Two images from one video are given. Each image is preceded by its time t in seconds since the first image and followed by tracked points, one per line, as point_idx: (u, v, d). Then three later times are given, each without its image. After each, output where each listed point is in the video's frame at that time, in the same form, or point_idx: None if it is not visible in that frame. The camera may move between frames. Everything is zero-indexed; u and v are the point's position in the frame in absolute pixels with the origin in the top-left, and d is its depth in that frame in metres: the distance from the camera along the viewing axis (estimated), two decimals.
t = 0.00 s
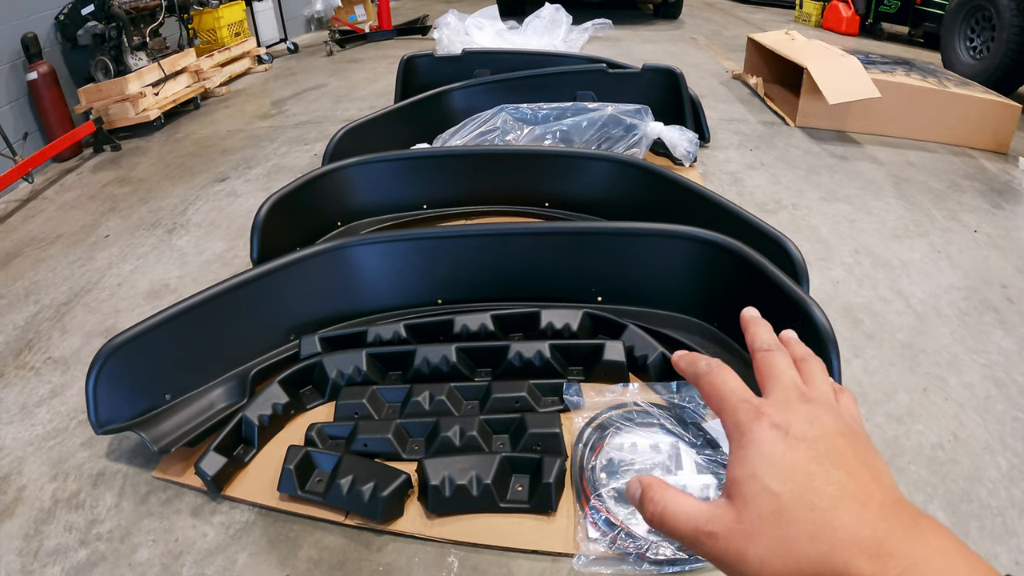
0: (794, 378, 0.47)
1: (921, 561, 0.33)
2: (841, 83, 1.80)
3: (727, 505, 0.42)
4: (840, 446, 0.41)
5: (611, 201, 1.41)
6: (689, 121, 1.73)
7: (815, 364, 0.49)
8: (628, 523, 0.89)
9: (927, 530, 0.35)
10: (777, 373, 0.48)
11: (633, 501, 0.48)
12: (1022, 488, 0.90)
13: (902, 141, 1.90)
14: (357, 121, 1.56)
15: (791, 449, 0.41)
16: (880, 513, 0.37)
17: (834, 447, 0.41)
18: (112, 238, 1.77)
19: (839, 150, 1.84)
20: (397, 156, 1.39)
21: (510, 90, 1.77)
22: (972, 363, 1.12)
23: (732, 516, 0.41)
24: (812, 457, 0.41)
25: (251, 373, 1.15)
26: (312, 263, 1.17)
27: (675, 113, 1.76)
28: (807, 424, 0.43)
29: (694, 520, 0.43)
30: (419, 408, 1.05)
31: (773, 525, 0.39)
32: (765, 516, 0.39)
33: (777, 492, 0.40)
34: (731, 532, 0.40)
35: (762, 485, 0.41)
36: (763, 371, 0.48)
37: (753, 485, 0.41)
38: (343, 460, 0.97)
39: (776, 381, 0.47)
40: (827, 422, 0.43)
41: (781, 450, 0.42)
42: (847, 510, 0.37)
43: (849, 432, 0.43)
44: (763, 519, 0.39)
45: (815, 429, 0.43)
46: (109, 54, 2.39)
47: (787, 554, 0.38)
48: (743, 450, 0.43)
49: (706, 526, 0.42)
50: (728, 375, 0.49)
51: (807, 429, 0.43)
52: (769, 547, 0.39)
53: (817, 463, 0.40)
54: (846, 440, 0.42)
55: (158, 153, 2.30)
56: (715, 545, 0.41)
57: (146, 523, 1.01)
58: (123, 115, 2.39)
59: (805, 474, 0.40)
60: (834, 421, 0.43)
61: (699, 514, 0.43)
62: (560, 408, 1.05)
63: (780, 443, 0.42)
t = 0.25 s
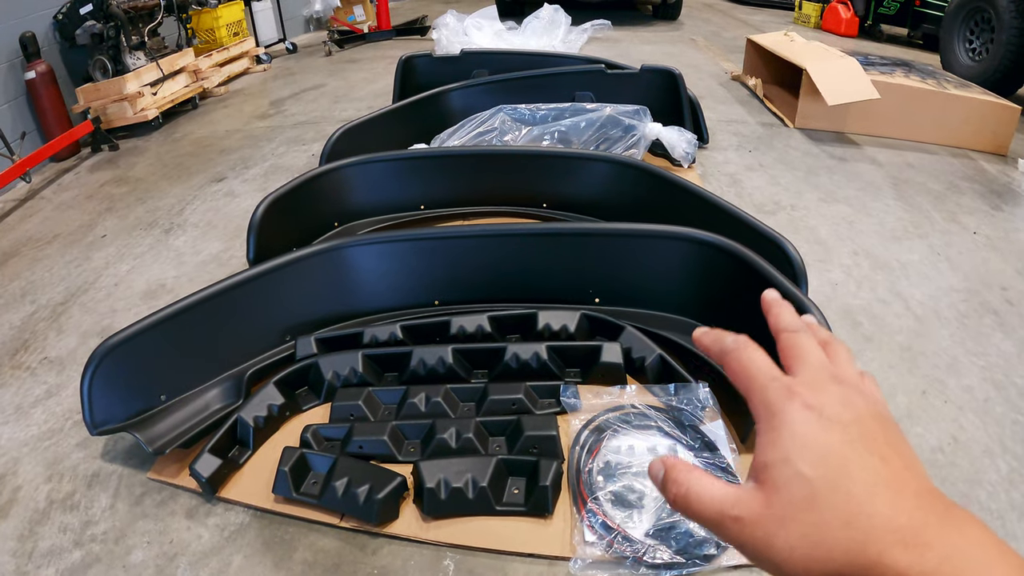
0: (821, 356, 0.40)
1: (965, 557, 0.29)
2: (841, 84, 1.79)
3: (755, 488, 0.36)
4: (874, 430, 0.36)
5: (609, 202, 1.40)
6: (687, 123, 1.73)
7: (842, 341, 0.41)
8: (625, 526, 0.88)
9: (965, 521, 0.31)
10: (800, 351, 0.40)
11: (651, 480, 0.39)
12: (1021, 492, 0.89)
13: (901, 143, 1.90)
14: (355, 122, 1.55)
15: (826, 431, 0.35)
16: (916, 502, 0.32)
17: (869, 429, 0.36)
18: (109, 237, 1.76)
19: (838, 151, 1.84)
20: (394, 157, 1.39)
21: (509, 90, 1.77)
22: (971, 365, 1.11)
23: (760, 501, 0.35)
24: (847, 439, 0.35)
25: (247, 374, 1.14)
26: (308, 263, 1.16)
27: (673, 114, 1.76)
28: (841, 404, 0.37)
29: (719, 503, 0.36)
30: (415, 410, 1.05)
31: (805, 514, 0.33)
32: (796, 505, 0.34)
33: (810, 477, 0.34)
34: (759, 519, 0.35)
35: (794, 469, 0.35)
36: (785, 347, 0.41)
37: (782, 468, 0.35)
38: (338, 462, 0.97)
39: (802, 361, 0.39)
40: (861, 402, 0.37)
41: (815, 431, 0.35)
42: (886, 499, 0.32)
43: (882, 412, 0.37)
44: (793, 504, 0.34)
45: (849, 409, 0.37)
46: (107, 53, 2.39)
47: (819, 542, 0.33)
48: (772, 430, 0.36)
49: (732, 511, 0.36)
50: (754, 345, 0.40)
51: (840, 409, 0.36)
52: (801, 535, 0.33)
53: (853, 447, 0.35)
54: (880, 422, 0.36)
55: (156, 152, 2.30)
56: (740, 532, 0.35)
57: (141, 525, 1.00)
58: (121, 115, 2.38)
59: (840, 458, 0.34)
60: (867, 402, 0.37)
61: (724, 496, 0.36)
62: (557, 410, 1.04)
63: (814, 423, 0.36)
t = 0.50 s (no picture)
0: (926, 278, 0.30)
1: None
2: (841, 86, 1.79)
3: (831, 438, 0.30)
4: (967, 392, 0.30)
5: (610, 203, 1.40)
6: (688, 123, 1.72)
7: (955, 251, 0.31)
8: (626, 530, 0.87)
9: None
10: (899, 266, 0.31)
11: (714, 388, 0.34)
12: None
13: (901, 145, 1.90)
14: (354, 123, 1.56)
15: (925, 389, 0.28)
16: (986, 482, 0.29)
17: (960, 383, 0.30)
18: (107, 238, 1.75)
19: (838, 153, 1.83)
20: (394, 157, 1.39)
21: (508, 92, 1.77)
22: (973, 368, 1.10)
23: (834, 455, 0.30)
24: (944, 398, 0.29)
25: (246, 376, 1.13)
26: (307, 264, 1.16)
27: (674, 116, 1.76)
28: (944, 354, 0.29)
29: (783, 443, 0.30)
30: (415, 412, 1.04)
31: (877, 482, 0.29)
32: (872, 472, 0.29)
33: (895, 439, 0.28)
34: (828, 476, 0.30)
35: (878, 430, 0.29)
36: (876, 260, 0.31)
37: (865, 424, 0.29)
38: (338, 465, 0.97)
39: (903, 281, 0.30)
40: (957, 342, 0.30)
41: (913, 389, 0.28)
42: (961, 480, 0.28)
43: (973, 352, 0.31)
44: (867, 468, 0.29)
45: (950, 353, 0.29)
46: (106, 53, 2.38)
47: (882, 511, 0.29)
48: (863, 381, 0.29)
49: (799, 460, 0.30)
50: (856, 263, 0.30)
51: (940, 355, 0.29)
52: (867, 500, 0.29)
53: (946, 409, 0.29)
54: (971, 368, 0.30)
55: (154, 153, 2.29)
56: (803, 483, 0.30)
57: (138, 527, 0.99)
58: (119, 115, 2.38)
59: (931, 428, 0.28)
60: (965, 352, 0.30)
61: (791, 436, 0.30)
62: (558, 412, 1.04)
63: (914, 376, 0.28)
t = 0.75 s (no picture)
0: (825, 403, 0.39)
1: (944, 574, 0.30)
2: (839, 89, 1.80)
3: (760, 518, 0.36)
4: (873, 463, 0.36)
5: (607, 206, 1.41)
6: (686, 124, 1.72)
7: (845, 380, 0.41)
8: (622, 530, 0.88)
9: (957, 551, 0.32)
10: (803, 393, 0.40)
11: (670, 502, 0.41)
12: (1016, 497, 0.88)
13: (898, 147, 1.90)
14: (353, 125, 1.57)
15: (828, 466, 0.35)
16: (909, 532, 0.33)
17: (866, 460, 0.36)
18: (107, 239, 1.76)
19: (835, 156, 1.84)
20: (392, 160, 1.40)
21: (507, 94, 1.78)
22: (967, 369, 1.09)
23: (764, 530, 0.36)
24: (846, 471, 0.35)
25: (246, 377, 1.14)
26: (306, 266, 1.17)
27: (672, 118, 1.76)
28: (841, 441, 0.37)
29: (725, 531, 0.38)
30: (413, 414, 1.05)
31: (804, 541, 0.34)
32: (797, 533, 0.34)
33: (809, 506, 0.35)
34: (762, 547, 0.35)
35: (795, 503, 0.35)
36: (785, 391, 0.40)
37: (784, 502, 0.36)
38: (336, 465, 0.97)
39: (803, 401, 0.39)
40: (860, 435, 0.38)
41: (816, 466, 0.36)
42: (879, 528, 0.33)
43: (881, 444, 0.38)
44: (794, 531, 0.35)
45: (849, 443, 0.37)
46: (105, 54, 2.39)
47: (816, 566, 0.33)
48: (777, 464, 0.36)
49: (738, 537, 0.37)
50: (764, 388, 0.40)
51: (839, 443, 0.37)
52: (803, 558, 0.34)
53: (851, 479, 0.35)
54: (878, 451, 0.37)
55: (154, 154, 2.30)
56: (744, 557, 0.36)
57: (139, 527, 1.00)
58: (119, 116, 2.39)
59: (838, 491, 0.34)
60: (867, 439, 0.37)
61: (731, 525, 0.37)
62: (554, 414, 1.05)
63: (817, 459, 0.36)
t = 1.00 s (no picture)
0: (804, 437, 0.43)
1: None
2: (837, 90, 1.80)
3: (748, 545, 0.39)
4: (855, 485, 0.38)
5: (604, 207, 1.41)
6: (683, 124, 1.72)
7: (821, 417, 0.45)
8: (619, 531, 0.88)
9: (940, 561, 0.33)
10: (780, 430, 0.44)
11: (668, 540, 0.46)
12: (1014, 498, 0.88)
13: (897, 148, 1.90)
14: (351, 126, 1.58)
15: (809, 487, 0.38)
16: (893, 547, 0.34)
17: (847, 482, 0.39)
18: (105, 238, 1.76)
19: (834, 157, 1.84)
20: (390, 160, 1.40)
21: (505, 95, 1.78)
22: (966, 371, 1.09)
23: (751, 556, 0.38)
24: (828, 492, 0.38)
25: (243, 378, 1.14)
26: (304, 266, 1.17)
27: (670, 119, 1.76)
28: (821, 464, 0.40)
29: (720, 563, 0.40)
30: (411, 414, 1.05)
31: (791, 560, 0.36)
32: (784, 554, 0.36)
33: (792, 529, 0.37)
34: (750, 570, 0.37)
35: (780, 527, 0.37)
36: (765, 430, 0.44)
37: (769, 528, 0.38)
38: (333, 466, 0.97)
39: (781, 436, 0.43)
40: (842, 462, 0.41)
41: (797, 487, 0.38)
42: (865, 545, 0.34)
43: (863, 469, 0.40)
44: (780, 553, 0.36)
45: (828, 469, 0.39)
46: (104, 54, 2.39)
47: None
48: (762, 492, 0.39)
49: (728, 564, 0.40)
50: (744, 428, 0.44)
51: (821, 467, 0.40)
52: None
53: (832, 500, 0.37)
54: (858, 475, 0.40)
55: (152, 154, 2.30)
56: None
57: (136, 527, 1.00)
58: (117, 115, 2.39)
59: (819, 510, 0.37)
60: (846, 464, 0.40)
61: (725, 557, 0.40)
62: (552, 415, 1.05)
63: (798, 481, 0.39)
